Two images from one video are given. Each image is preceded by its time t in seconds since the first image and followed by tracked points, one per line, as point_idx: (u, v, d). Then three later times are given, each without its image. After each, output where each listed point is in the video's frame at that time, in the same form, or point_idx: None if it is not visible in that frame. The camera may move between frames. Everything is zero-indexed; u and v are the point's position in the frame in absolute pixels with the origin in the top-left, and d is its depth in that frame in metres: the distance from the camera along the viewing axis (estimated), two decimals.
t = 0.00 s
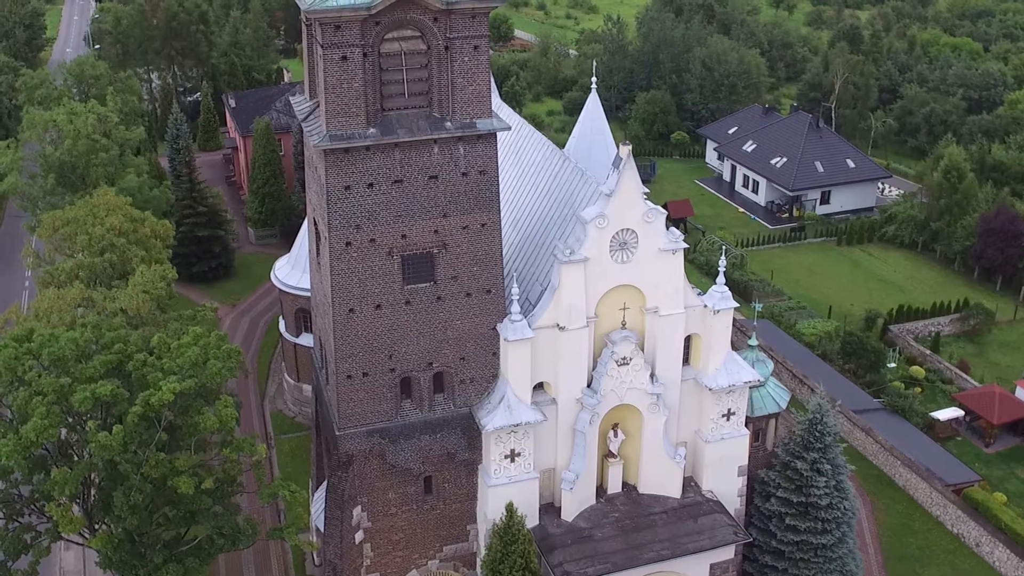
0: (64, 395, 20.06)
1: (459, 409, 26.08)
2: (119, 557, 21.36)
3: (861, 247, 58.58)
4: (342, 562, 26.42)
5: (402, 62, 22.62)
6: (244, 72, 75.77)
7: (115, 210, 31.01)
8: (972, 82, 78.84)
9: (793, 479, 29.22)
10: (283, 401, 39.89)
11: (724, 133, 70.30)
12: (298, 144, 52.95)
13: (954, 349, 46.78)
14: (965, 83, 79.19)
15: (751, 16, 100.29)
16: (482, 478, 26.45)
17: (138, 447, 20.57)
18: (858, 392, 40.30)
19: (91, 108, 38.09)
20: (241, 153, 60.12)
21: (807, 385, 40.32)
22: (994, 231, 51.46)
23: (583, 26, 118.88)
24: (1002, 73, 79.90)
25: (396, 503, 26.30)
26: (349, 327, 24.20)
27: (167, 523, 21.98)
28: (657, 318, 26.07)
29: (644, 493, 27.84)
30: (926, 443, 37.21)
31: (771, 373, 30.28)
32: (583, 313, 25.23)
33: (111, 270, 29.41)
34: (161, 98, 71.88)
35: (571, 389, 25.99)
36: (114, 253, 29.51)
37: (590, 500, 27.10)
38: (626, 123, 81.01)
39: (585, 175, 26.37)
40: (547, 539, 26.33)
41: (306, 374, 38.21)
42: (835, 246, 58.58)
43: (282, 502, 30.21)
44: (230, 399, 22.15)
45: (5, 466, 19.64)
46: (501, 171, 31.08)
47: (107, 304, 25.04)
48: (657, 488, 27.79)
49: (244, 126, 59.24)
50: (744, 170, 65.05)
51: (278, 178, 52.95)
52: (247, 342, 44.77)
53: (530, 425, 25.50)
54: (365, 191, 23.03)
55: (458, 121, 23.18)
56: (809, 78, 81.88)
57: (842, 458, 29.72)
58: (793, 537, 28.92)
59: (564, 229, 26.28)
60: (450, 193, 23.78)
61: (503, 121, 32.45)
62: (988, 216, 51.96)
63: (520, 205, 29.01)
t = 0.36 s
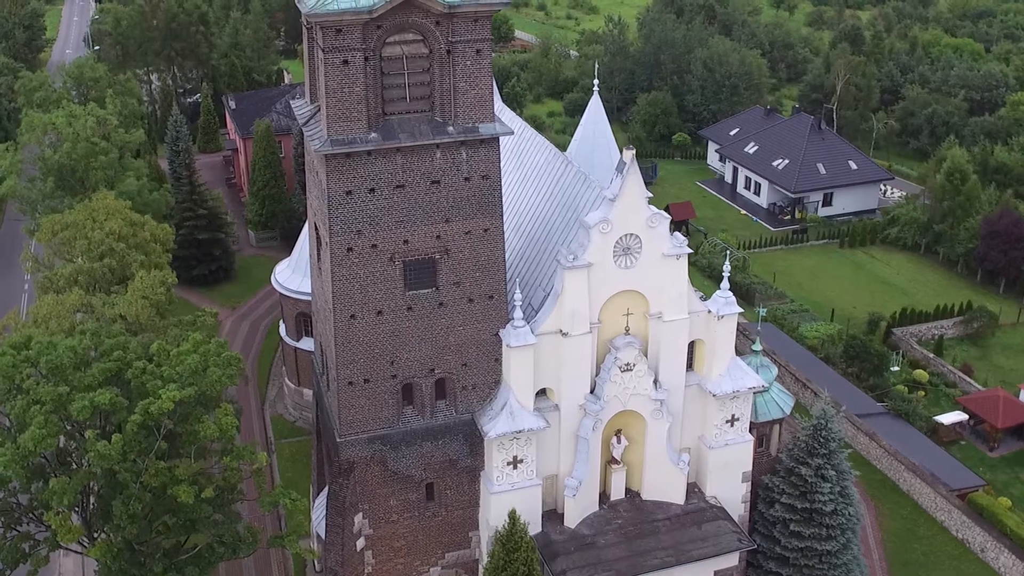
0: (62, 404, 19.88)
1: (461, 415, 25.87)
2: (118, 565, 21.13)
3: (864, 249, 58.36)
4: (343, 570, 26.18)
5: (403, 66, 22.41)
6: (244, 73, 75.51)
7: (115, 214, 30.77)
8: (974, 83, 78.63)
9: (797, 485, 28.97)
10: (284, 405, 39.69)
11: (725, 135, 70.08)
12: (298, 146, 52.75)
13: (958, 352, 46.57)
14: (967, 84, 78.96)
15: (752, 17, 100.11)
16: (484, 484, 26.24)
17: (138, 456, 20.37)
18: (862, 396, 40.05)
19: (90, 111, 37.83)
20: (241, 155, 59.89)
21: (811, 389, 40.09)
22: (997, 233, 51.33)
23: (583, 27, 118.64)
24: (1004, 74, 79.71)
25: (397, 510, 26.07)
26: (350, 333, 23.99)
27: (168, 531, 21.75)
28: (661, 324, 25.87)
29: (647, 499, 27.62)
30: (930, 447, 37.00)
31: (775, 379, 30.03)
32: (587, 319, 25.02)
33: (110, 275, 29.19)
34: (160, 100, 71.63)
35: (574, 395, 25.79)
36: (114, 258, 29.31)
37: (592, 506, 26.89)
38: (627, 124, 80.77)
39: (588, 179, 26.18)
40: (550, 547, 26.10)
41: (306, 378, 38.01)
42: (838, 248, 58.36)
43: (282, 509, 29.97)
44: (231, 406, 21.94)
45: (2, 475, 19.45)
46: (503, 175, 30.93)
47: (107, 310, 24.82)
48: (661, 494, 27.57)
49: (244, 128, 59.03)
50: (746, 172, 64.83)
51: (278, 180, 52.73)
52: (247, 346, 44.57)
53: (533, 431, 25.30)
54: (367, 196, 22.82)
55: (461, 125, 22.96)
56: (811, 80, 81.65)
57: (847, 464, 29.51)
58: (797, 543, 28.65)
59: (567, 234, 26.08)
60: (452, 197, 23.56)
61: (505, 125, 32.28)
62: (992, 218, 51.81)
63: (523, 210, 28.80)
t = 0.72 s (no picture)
0: (59, 413, 19.61)
1: (463, 422, 25.62)
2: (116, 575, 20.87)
3: (866, 251, 58.07)
4: None
5: (405, 69, 22.15)
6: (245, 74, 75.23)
7: (113, 218, 30.47)
8: (977, 84, 78.31)
9: (801, 491, 28.71)
10: (283, 410, 39.46)
11: (727, 136, 69.81)
12: (298, 148, 52.50)
13: (961, 355, 46.31)
14: (969, 86, 78.65)
15: (753, 17, 99.83)
16: (485, 492, 26.01)
17: (135, 465, 20.12)
18: (866, 400, 39.74)
19: (88, 113, 37.54)
20: (241, 157, 59.61)
21: (814, 393, 39.80)
22: (1000, 236, 51.08)
23: (584, 28, 118.36)
24: (1006, 74, 79.41)
25: (398, 518, 25.83)
26: (350, 340, 23.74)
27: (166, 541, 21.48)
28: (664, 330, 25.62)
29: (650, 506, 27.37)
30: (935, 452, 36.72)
31: (779, 384, 29.74)
32: (589, 325, 24.76)
33: (109, 280, 28.92)
34: (160, 101, 71.37)
35: (576, 401, 25.52)
36: (112, 263, 29.06)
37: (595, 514, 26.64)
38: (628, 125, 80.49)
39: (591, 183, 25.92)
40: (552, 554, 25.84)
41: (306, 382, 37.76)
42: (840, 250, 58.07)
43: (282, 518, 29.69)
44: (229, 414, 21.66)
45: None
46: (505, 178, 30.71)
47: (104, 316, 24.56)
48: (664, 501, 27.32)
49: (244, 129, 58.77)
50: (748, 174, 64.55)
51: (278, 182, 52.49)
52: (246, 349, 44.32)
53: (535, 438, 25.03)
54: (367, 202, 22.55)
55: (462, 129, 22.69)
56: (813, 81, 81.37)
57: (851, 471, 29.24)
58: (801, 550, 28.38)
59: (570, 239, 25.81)
60: (453, 202, 23.28)
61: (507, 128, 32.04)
62: (995, 220, 51.57)
63: (525, 214, 28.57)
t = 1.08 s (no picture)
0: (52, 424, 19.29)
1: (462, 430, 25.28)
2: None
3: (868, 253, 57.75)
4: None
5: (403, 73, 21.82)
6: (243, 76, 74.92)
7: (108, 223, 30.14)
8: (978, 85, 77.99)
9: (805, 499, 28.37)
10: (281, 415, 39.13)
11: (728, 137, 69.50)
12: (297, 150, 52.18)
13: (964, 359, 46.00)
14: (970, 87, 78.33)
15: (753, 18, 99.54)
16: (485, 500, 25.69)
17: (129, 476, 19.77)
18: (869, 406, 39.39)
19: (84, 116, 37.17)
20: (239, 159, 59.31)
21: (817, 398, 39.47)
22: (1003, 239, 50.78)
23: (584, 28, 118.05)
24: (1008, 76, 79.10)
25: (397, 527, 25.51)
26: (348, 348, 23.40)
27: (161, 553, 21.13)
28: (666, 337, 25.30)
29: (652, 514, 27.03)
30: (938, 458, 36.43)
31: (782, 391, 29.38)
32: (591, 332, 24.44)
33: (104, 287, 28.56)
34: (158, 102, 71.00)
35: (577, 409, 25.19)
36: (107, 268, 28.73)
37: (596, 522, 26.29)
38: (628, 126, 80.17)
39: (592, 188, 25.59)
40: (553, 564, 25.49)
41: (304, 388, 37.43)
42: (841, 253, 57.75)
43: (280, 528, 29.34)
44: (226, 423, 21.30)
45: None
46: (505, 182, 30.43)
47: (99, 324, 24.23)
48: (665, 509, 26.98)
49: (242, 131, 58.43)
50: (749, 175, 64.21)
51: (277, 185, 52.17)
52: (244, 353, 43.98)
53: (535, 446, 24.70)
54: (365, 207, 22.21)
55: (461, 134, 22.37)
56: (813, 82, 81.08)
57: (855, 478, 28.92)
58: (804, 559, 28.09)
59: (571, 244, 25.49)
60: (453, 208, 22.94)
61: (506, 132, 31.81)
62: (998, 223, 51.26)
63: (525, 219, 28.26)
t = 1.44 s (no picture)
0: (43, 437, 18.93)
1: (461, 439, 24.94)
2: None
3: (869, 256, 57.41)
4: None
5: (401, 78, 21.46)
6: (242, 77, 74.60)
7: (103, 228, 29.81)
8: (979, 86, 77.61)
9: (808, 509, 28.00)
10: (279, 421, 38.79)
11: (729, 139, 69.13)
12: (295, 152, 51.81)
13: (968, 364, 45.64)
14: (972, 88, 77.96)
15: (754, 19, 99.23)
16: (484, 510, 25.33)
17: (121, 489, 19.40)
18: (872, 412, 39.01)
19: (80, 119, 36.79)
20: (237, 161, 58.97)
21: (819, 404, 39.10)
22: (1006, 242, 50.41)
23: (584, 29, 117.83)
24: (1010, 77, 78.71)
25: (395, 537, 25.14)
26: (345, 357, 23.04)
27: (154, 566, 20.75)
28: (668, 345, 24.94)
29: (653, 524, 26.67)
30: (941, 464, 36.07)
31: (785, 398, 28.98)
32: (592, 340, 24.10)
33: (99, 294, 28.21)
34: (156, 103, 70.66)
35: (577, 418, 24.83)
36: (101, 274, 28.36)
37: (596, 532, 25.91)
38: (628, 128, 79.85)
39: (593, 194, 25.25)
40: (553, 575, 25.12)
41: (302, 394, 37.09)
42: (843, 256, 57.38)
43: (276, 539, 28.97)
44: (220, 434, 20.92)
45: None
46: (504, 188, 30.11)
47: (92, 333, 23.89)
48: (666, 519, 26.61)
49: (240, 133, 58.10)
50: (750, 178, 63.84)
51: (275, 188, 51.81)
52: (242, 358, 43.65)
53: (535, 456, 24.34)
54: (362, 214, 21.84)
55: (460, 140, 22.01)
56: (814, 83, 80.72)
57: (859, 487, 28.55)
58: (807, 569, 27.76)
59: (571, 251, 25.14)
60: (452, 215, 22.57)
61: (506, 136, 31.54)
62: (1001, 226, 50.89)
63: (525, 224, 27.93)
